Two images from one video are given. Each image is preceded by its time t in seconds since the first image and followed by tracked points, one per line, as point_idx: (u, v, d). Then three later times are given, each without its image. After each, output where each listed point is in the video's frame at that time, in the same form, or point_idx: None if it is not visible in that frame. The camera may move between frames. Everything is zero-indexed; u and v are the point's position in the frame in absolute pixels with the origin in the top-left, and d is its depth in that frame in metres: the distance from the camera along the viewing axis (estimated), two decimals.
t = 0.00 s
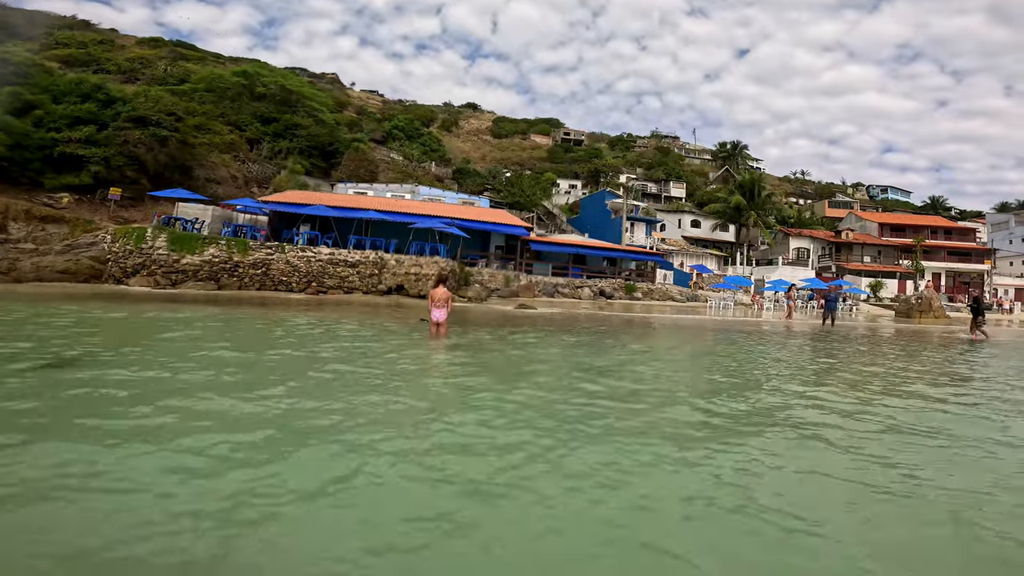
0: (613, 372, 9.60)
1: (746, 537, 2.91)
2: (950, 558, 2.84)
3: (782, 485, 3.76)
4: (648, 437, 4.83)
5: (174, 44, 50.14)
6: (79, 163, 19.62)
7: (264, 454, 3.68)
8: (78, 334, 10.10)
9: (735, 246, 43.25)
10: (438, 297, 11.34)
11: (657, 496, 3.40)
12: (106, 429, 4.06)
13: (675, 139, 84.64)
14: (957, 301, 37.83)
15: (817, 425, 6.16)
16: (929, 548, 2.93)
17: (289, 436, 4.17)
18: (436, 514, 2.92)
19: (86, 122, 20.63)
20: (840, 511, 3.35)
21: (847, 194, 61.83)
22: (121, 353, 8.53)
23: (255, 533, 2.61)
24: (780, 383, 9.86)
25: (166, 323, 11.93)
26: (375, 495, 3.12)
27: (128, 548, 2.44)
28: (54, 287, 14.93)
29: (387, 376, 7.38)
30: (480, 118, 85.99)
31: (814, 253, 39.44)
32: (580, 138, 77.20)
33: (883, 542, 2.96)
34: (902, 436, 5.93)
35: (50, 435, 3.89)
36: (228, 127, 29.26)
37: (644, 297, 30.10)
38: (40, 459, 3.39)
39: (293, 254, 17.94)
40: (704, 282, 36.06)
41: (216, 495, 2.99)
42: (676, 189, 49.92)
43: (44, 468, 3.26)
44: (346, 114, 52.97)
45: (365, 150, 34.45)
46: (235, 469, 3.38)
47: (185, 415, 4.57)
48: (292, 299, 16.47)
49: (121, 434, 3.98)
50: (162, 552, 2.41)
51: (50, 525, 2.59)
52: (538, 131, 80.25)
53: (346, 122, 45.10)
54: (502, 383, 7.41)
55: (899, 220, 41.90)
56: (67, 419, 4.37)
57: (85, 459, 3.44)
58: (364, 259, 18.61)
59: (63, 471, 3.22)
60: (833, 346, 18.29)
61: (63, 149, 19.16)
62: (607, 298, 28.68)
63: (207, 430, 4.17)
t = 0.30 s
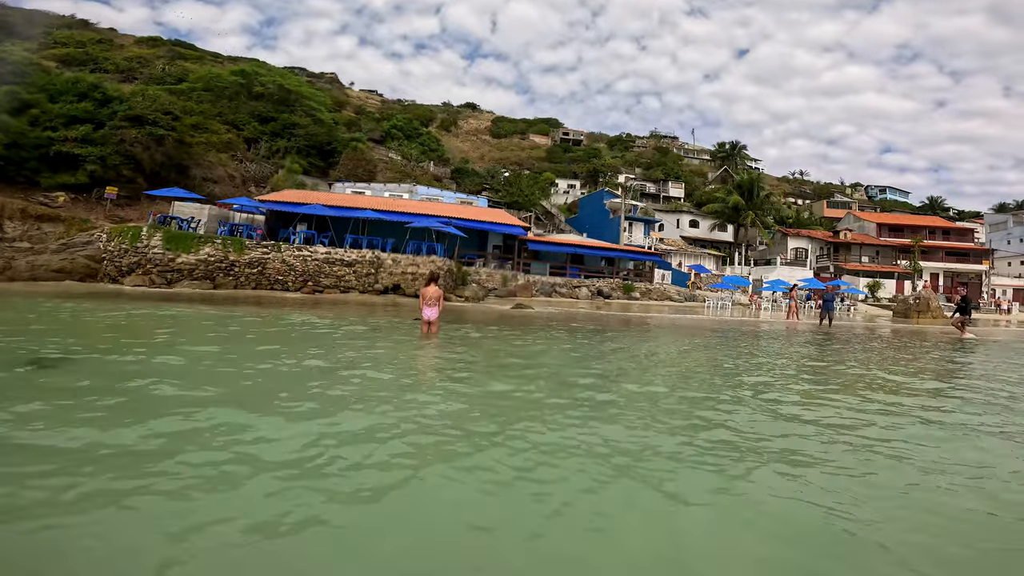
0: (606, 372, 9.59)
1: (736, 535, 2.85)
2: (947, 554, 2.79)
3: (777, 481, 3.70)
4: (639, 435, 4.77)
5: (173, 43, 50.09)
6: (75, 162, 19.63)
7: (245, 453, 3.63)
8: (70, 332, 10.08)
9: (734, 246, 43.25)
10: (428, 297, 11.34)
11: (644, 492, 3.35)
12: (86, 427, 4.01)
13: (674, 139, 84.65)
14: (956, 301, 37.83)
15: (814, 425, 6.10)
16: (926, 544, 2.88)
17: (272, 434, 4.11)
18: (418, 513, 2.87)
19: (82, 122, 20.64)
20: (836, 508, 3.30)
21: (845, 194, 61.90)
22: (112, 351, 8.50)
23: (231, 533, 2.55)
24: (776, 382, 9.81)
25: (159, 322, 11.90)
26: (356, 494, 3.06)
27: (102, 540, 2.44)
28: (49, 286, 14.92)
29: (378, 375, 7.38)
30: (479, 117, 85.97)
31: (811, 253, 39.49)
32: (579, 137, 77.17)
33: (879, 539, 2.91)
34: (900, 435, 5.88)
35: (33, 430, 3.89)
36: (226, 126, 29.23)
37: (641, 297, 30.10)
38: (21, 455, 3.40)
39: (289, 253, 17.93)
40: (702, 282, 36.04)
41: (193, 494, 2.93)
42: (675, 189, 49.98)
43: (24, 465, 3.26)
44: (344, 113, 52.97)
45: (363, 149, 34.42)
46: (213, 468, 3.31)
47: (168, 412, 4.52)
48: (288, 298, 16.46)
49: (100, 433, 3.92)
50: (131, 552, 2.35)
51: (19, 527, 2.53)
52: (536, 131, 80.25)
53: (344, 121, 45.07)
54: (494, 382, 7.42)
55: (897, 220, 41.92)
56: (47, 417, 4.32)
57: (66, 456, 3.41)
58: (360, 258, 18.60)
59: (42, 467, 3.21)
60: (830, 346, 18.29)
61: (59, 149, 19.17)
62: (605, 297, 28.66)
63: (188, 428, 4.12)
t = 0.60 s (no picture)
0: (595, 371, 9.64)
1: (727, 539, 2.82)
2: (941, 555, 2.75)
3: (769, 482, 3.67)
4: (628, 435, 4.74)
5: (171, 42, 50.09)
6: (70, 161, 19.66)
7: (227, 452, 3.60)
8: (62, 331, 10.12)
9: (731, 246, 43.31)
10: (414, 296, 11.39)
11: (632, 495, 3.30)
12: (62, 426, 3.96)
13: (673, 139, 84.72)
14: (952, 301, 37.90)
15: (809, 427, 6.08)
16: (919, 549, 2.86)
17: (252, 433, 4.09)
18: (398, 515, 2.83)
19: (78, 121, 20.67)
20: (818, 508, 3.29)
21: (842, 195, 61.99)
22: (102, 350, 8.54)
23: (208, 538, 2.51)
24: (770, 383, 9.80)
25: (152, 321, 11.94)
26: (337, 496, 3.03)
27: (71, 530, 2.48)
28: (43, 285, 14.95)
29: (365, 374, 7.43)
30: (477, 117, 86.01)
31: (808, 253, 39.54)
32: (578, 138, 77.22)
33: (872, 543, 2.88)
34: (894, 438, 5.87)
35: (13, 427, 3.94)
36: (222, 126, 29.25)
37: (638, 297, 30.14)
38: None
39: (284, 253, 17.97)
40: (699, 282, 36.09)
41: (166, 491, 2.95)
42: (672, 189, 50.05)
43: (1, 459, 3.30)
44: (342, 113, 53.03)
45: (360, 149, 34.45)
46: (191, 469, 3.26)
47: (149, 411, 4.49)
48: (283, 297, 16.50)
49: (78, 431, 3.91)
50: (102, 555, 2.32)
51: None
52: (535, 131, 80.31)
53: (342, 121, 45.10)
54: (481, 381, 7.47)
55: (893, 221, 41.99)
56: (25, 418, 4.29)
57: (44, 451, 3.45)
58: (355, 258, 18.64)
59: (19, 461, 3.26)
60: (824, 346, 18.33)
61: (55, 148, 19.20)
62: (601, 297, 28.69)
63: (168, 428, 4.07)
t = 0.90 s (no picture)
0: (585, 371, 9.70)
1: (709, 540, 2.79)
2: (911, 550, 2.77)
3: (747, 479, 3.69)
4: (607, 431, 4.80)
5: (170, 43, 50.17)
6: (68, 161, 19.72)
7: (208, 452, 3.59)
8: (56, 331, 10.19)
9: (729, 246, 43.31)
10: (400, 296, 11.44)
11: (610, 493, 3.32)
12: (45, 423, 4.02)
13: (673, 139, 84.78)
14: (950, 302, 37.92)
15: (802, 427, 6.07)
16: (908, 548, 2.83)
17: (232, 429, 4.15)
18: (370, 510, 2.85)
19: (76, 121, 20.75)
20: (787, 501, 3.34)
21: (842, 195, 62.01)
22: (95, 349, 8.61)
23: (177, 533, 2.52)
24: (764, 383, 9.80)
25: (146, 321, 12.01)
26: (312, 492, 3.05)
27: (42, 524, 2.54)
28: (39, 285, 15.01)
29: (354, 373, 7.49)
30: (477, 117, 86.10)
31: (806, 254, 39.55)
32: (577, 138, 77.30)
33: (860, 542, 2.85)
34: (886, 438, 5.86)
35: None
36: (220, 126, 29.33)
37: (635, 297, 30.18)
38: None
39: (280, 253, 18.05)
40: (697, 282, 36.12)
41: (140, 485, 3.00)
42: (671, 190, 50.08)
43: None
44: (342, 113, 53.13)
45: (359, 149, 34.53)
46: (170, 469, 3.26)
47: (131, 409, 4.52)
48: (278, 297, 16.58)
49: (60, 427, 3.97)
50: (70, 556, 2.30)
51: None
52: (535, 131, 80.39)
53: (341, 121, 45.18)
54: (469, 380, 7.54)
55: (892, 221, 42.01)
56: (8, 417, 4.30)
57: (25, 447, 3.51)
58: (351, 258, 18.73)
59: None
60: (819, 346, 18.37)
61: (52, 148, 19.27)
62: (598, 297, 28.73)
63: (150, 425, 4.10)
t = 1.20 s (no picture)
0: (579, 370, 9.69)
1: (685, 538, 2.78)
2: (878, 546, 2.78)
3: (724, 476, 3.71)
4: (590, 428, 4.81)
5: (171, 43, 50.25)
6: (66, 161, 19.76)
7: (187, 449, 3.60)
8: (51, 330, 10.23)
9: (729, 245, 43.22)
10: (388, 296, 11.44)
11: (583, 489, 3.34)
12: (28, 421, 4.06)
13: (674, 138, 84.63)
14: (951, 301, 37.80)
15: (793, 425, 6.06)
16: (876, 544, 2.84)
17: (214, 426, 4.19)
18: (340, 506, 2.87)
19: (74, 121, 20.78)
20: (759, 498, 3.35)
21: (843, 194, 61.83)
22: (88, 348, 8.66)
23: (146, 527, 2.56)
24: (758, 382, 9.79)
25: (141, 320, 12.03)
26: (284, 488, 3.08)
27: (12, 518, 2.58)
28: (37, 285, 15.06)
29: (345, 371, 7.52)
30: (478, 117, 86.08)
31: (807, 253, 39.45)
32: (578, 137, 77.15)
33: (827, 537, 2.87)
34: (882, 438, 5.83)
35: None
36: (219, 125, 29.36)
37: (635, 296, 30.14)
38: None
39: (278, 253, 18.07)
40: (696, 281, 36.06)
41: (115, 481, 3.03)
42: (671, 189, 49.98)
43: None
44: (342, 113, 53.17)
45: (359, 149, 34.54)
46: (150, 468, 3.24)
47: (116, 407, 4.56)
48: (276, 297, 16.62)
49: (43, 425, 4.00)
50: (34, 550, 2.32)
51: None
52: (535, 130, 80.30)
53: (340, 120, 45.17)
54: (460, 378, 7.55)
55: (893, 220, 41.89)
56: None
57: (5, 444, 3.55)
58: (349, 258, 18.77)
59: None
60: (818, 346, 18.31)
61: (50, 148, 19.31)
62: (598, 297, 28.69)
63: (133, 424, 4.14)
